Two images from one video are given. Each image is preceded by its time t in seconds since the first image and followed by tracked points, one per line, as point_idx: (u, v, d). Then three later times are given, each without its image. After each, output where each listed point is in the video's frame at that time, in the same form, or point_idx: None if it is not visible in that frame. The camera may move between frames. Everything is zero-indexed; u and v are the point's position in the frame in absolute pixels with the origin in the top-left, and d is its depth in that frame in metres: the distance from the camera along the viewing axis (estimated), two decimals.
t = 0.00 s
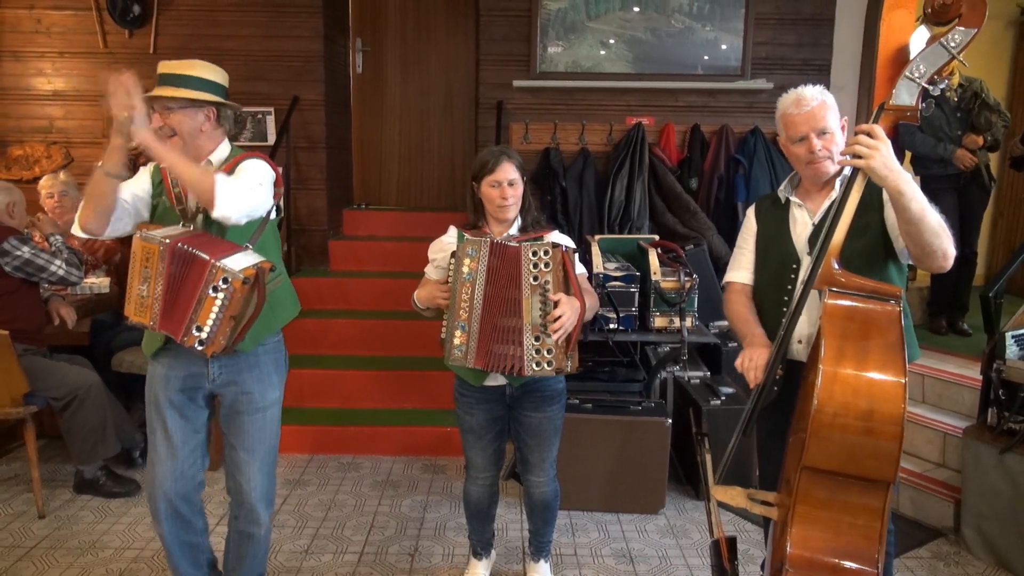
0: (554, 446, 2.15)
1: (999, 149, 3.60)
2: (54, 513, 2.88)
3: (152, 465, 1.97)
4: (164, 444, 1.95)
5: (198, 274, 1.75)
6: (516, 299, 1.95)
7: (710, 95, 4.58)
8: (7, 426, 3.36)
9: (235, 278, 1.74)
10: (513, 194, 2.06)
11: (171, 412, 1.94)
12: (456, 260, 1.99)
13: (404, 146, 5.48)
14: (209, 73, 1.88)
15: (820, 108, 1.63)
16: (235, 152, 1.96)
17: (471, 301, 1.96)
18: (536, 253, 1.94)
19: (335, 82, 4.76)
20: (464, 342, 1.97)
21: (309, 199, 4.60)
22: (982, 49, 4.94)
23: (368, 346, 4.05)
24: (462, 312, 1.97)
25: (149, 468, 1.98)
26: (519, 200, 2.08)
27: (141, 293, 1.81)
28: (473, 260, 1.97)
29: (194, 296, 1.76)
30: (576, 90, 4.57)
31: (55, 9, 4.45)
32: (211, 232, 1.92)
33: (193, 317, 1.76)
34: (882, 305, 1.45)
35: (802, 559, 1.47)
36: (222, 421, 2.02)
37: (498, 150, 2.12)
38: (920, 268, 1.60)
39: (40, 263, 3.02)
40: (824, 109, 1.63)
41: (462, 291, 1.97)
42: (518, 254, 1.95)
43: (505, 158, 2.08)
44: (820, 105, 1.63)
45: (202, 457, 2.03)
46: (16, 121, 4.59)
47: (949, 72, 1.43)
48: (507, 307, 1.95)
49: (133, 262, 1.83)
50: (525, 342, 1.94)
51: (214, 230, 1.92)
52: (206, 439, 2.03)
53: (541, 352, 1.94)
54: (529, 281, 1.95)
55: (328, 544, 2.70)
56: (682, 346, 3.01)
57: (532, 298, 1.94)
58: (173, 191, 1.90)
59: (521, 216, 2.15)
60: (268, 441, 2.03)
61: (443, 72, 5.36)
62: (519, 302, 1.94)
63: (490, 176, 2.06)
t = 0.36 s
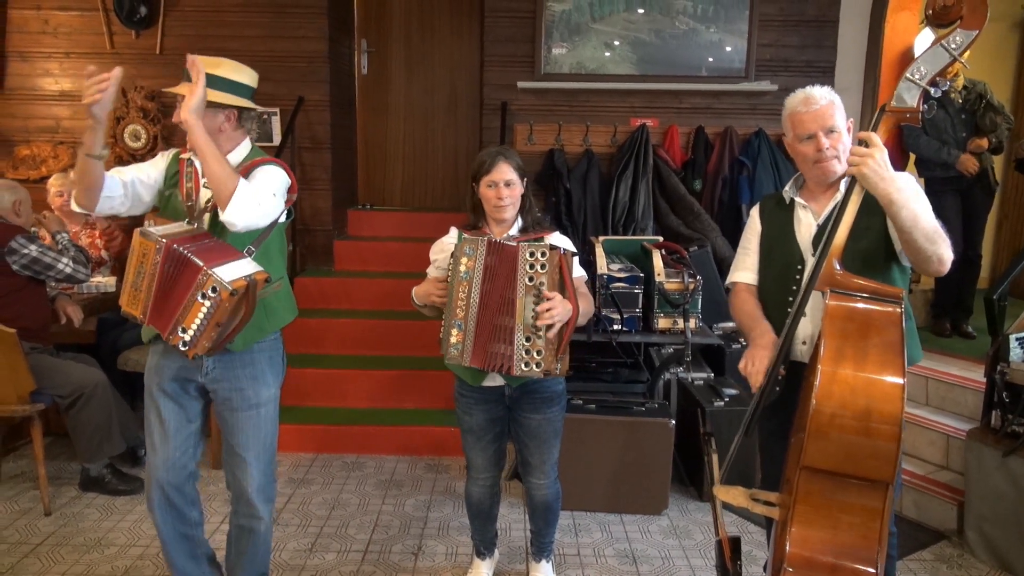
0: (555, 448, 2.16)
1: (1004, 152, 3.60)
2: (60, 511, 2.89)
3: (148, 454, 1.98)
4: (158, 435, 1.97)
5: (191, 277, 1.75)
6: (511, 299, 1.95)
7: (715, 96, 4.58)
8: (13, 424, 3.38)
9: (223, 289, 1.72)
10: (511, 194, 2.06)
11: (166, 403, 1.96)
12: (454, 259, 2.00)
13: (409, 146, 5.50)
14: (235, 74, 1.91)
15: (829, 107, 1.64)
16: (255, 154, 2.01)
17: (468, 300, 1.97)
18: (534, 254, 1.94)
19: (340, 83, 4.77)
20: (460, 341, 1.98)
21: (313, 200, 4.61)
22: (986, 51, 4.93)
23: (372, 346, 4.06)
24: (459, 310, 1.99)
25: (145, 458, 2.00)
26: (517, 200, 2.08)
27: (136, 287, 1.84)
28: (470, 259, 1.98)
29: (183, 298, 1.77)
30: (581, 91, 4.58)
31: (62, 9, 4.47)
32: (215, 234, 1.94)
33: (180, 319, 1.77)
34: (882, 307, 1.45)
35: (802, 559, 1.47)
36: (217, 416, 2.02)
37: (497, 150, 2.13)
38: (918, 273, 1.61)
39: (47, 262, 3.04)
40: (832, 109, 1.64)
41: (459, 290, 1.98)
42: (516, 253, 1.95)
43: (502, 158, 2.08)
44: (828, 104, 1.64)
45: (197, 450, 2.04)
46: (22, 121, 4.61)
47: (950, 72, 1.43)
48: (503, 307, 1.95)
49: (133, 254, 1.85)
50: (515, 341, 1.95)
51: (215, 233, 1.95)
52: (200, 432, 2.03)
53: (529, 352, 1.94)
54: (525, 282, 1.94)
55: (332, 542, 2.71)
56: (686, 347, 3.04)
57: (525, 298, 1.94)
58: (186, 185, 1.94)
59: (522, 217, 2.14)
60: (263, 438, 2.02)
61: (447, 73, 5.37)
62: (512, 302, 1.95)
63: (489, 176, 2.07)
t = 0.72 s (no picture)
0: (609, 449, 2.14)
1: None
2: (126, 501, 2.99)
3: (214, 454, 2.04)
4: (223, 434, 2.03)
5: (243, 279, 1.80)
6: (558, 301, 1.94)
7: (771, 96, 4.50)
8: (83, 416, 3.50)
9: (274, 289, 1.76)
10: (562, 193, 2.05)
11: (230, 403, 2.02)
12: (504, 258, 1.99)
13: (461, 148, 5.53)
14: (283, 80, 1.96)
15: (902, 102, 1.60)
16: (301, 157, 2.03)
17: (517, 299, 1.97)
18: (582, 256, 1.92)
19: (395, 86, 4.82)
20: (507, 340, 1.98)
21: (368, 201, 4.67)
22: None
23: (425, 346, 4.10)
24: (508, 309, 1.98)
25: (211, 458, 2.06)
26: (570, 200, 2.07)
27: (192, 291, 1.88)
28: (519, 259, 1.96)
29: (237, 299, 1.81)
30: (634, 91, 4.55)
31: (129, 16, 4.62)
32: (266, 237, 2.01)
33: (235, 319, 1.81)
34: (951, 310, 1.41)
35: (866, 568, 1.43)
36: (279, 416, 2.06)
37: (551, 149, 2.11)
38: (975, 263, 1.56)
39: (114, 260, 3.14)
40: (906, 104, 1.60)
41: (508, 289, 1.98)
42: (564, 254, 1.94)
43: (555, 157, 2.07)
44: (902, 99, 1.61)
45: (260, 450, 2.08)
46: (90, 124, 4.75)
47: None
48: (554, 309, 1.94)
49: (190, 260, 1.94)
50: (556, 343, 1.94)
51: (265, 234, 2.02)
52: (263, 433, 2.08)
53: (568, 354, 1.94)
54: (571, 284, 1.94)
55: (387, 539, 2.74)
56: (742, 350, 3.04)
57: (569, 300, 1.94)
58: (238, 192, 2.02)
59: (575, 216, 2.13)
60: (321, 439, 2.05)
61: (500, 74, 5.39)
62: (558, 303, 1.94)
63: (541, 175, 2.06)
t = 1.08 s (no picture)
0: (683, 453, 2.09)
1: None
2: (208, 489, 3.11)
3: (294, 455, 2.09)
4: (303, 434, 2.07)
5: (297, 275, 1.78)
6: (654, 327, 1.84)
7: (851, 93, 4.36)
8: (168, 407, 3.65)
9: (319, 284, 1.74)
10: (638, 193, 2.02)
11: (311, 404, 2.06)
12: (585, 261, 1.94)
13: (532, 148, 5.54)
14: (343, 85, 1.98)
15: (1001, 97, 1.53)
16: (370, 162, 2.07)
17: (597, 305, 1.93)
18: (700, 293, 1.77)
19: (468, 87, 4.86)
20: (586, 345, 1.95)
21: (440, 201, 4.72)
22: None
23: (494, 345, 4.11)
24: (587, 314, 1.95)
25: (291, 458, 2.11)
26: (647, 200, 2.04)
27: (258, 289, 1.91)
28: (601, 264, 1.91)
29: (291, 296, 1.80)
30: (708, 90, 4.47)
31: (213, 22, 4.78)
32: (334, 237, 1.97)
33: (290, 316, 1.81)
34: None
35: None
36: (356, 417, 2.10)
37: (631, 148, 2.08)
38: None
39: (197, 257, 3.28)
40: (1004, 99, 1.53)
41: (589, 293, 1.94)
42: (681, 285, 1.79)
43: (634, 156, 2.05)
44: (999, 95, 1.54)
45: (338, 450, 2.12)
46: (176, 127, 4.92)
47: None
48: (644, 329, 1.86)
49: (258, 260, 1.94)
50: (642, 365, 1.86)
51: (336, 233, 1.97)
52: (340, 435, 2.12)
53: (652, 380, 1.86)
54: (678, 317, 1.80)
55: (457, 535, 2.76)
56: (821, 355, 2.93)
57: (672, 332, 1.81)
58: (307, 200, 2.05)
59: (654, 217, 2.09)
60: (396, 440, 2.08)
61: (571, 74, 5.38)
62: (655, 330, 1.83)
63: (619, 174, 2.04)
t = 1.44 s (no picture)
0: (805, 465, 2.01)
1: None
2: (320, 479, 3.24)
3: (406, 452, 2.13)
4: (414, 432, 2.10)
5: (469, 266, 1.88)
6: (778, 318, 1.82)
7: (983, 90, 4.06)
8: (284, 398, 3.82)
9: (499, 274, 1.87)
10: (762, 196, 1.96)
11: (422, 404, 2.08)
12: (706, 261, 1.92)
13: (637, 150, 5.48)
14: (477, 88, 2.03)
15: None
16: (497, 173, 2.16)
17: (719, 304, 1.90)
18: (813, 275, 1.78)
19: (574, 88, 4.86)
20: (707, 345, 1.92)
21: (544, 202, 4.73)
22: None
23: (599, 347, 4.10)
24: (708, 314, 1.92)
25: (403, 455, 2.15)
26: (771, 204, 1.97)
27: (416, 287, 1.92)
28: (724, 263, 1.89)
29: (462, 290, 1.89)
30: (825, 88, 4.30)
31: (329, 29, 4.96)
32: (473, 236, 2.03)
33: (460, 310, 1.89)
34: None
35: None
36: (465, 416, 2.12)
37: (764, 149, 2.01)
38: None
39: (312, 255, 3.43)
40: None
41: (709, 293, 1.92)
42: (793, 272, 1.79)
43: (762, 157, 1.98)
44: None
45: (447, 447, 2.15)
46: (292, 130, 5.12)
47: None
48: (765, 321, 1.84)
49: (411, 258, 1.94)
50: (775, 362, 1.82)
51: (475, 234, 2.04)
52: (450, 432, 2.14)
53: (787, 375, 1.82)
54: (798, 304, 1.79)
55: (561, 536, 2.76)
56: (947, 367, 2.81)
57: (796, 320, 1.80)
58: (438, 199, 2.09)
59: (782, 222, 2.03)
60: (506, 439, 2.10)
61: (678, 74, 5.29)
62: (779, 322, 1.82)
63: (744, 175, 1.99)
